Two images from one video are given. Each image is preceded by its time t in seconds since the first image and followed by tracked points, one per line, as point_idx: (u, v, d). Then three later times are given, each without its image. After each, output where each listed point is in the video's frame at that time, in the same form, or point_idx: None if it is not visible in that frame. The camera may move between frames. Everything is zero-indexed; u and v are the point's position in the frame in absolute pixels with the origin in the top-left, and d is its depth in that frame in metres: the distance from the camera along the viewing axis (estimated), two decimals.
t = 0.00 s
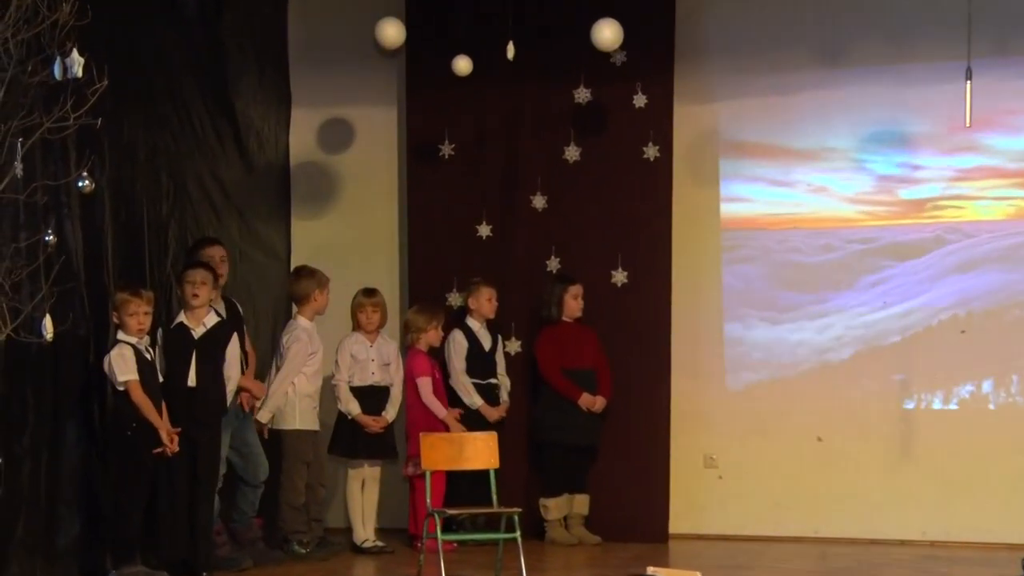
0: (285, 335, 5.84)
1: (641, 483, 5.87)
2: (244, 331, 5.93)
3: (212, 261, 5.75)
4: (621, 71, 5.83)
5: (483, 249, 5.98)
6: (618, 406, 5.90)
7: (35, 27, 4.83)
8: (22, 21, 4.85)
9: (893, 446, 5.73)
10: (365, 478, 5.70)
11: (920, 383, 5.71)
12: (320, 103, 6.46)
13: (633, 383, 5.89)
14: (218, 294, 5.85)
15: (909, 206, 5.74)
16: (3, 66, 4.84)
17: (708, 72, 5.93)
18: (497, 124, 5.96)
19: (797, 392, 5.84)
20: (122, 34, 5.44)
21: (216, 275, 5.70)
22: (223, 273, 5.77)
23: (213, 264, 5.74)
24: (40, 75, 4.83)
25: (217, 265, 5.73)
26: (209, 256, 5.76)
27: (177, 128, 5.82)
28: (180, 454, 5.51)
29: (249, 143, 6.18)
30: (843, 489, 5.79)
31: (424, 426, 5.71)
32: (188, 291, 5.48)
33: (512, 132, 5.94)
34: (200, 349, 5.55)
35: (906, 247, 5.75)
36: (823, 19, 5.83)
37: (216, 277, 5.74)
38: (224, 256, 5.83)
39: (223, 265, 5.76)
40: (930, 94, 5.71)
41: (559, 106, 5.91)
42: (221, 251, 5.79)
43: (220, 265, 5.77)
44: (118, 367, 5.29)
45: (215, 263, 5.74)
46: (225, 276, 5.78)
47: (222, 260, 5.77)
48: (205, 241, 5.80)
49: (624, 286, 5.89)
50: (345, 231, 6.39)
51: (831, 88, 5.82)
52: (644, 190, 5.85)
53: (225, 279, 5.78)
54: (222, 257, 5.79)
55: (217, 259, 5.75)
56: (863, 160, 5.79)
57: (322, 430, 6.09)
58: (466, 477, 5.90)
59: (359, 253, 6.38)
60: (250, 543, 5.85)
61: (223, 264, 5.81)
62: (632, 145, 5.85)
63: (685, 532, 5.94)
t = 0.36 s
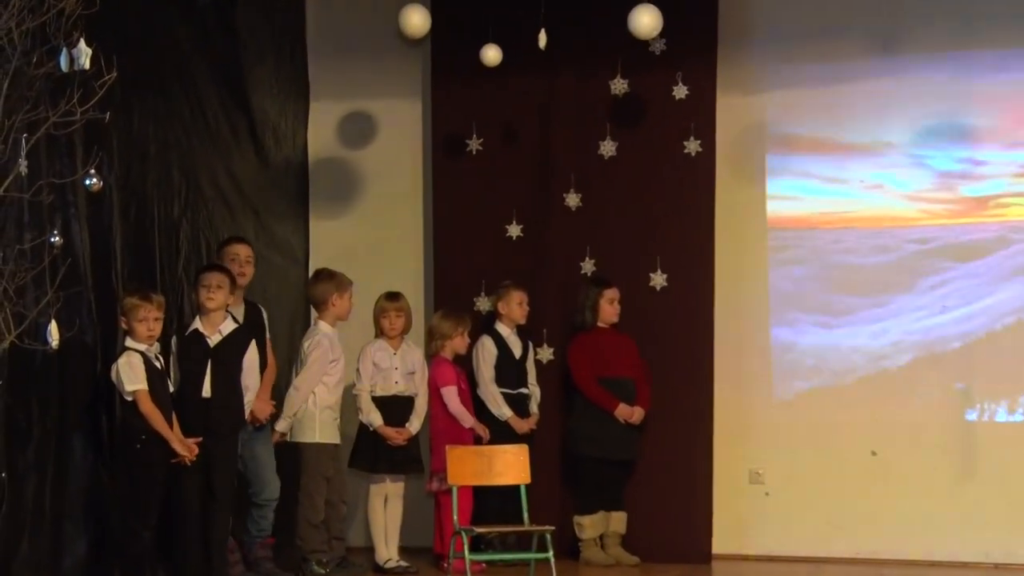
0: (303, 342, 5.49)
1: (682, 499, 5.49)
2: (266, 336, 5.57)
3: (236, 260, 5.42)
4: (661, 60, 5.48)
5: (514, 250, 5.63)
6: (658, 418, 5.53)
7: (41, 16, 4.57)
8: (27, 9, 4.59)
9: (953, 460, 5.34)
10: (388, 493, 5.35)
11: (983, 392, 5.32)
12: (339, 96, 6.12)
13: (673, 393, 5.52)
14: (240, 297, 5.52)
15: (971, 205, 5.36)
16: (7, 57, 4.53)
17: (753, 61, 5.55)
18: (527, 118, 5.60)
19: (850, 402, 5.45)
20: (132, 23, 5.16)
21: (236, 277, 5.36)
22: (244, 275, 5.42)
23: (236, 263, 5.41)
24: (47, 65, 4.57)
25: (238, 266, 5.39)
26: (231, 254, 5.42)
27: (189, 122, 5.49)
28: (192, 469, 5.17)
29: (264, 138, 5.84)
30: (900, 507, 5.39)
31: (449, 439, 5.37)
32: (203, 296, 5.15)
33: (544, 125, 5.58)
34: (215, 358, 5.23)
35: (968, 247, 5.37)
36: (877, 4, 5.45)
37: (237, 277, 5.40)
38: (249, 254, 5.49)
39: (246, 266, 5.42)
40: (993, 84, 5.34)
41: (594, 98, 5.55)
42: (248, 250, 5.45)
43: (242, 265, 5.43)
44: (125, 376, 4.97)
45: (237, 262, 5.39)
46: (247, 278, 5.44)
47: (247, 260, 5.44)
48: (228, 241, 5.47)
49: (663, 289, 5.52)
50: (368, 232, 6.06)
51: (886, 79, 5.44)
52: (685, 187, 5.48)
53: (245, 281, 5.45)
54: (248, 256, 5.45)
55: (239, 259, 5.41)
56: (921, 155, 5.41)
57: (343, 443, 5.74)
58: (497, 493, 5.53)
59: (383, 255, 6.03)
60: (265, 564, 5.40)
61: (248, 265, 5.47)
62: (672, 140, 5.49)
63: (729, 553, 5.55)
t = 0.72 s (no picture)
0: (325, 350, 5.17)
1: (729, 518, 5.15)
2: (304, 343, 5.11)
3: (268, 262, 5.03)
4: (705, 48, 5.14)
5: (548, 251, 5.28)
6: (703, 431, 5.18)
7: (45, 5, 4.46)
8: None
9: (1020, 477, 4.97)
10: (415, 511, 5.01)
11: None
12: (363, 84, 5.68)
13: (719, 404, 5.17)
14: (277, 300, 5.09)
15: None
16: (12, 48, 4.44)
17: (804, 49, 5.20)
18: (563, 110, 5.26)
19: (910, 415, 5.08)
20: (143, 17, 5.07)
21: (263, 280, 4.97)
22: (273, 279, 5.02)
23: (268, 266, 5.03)
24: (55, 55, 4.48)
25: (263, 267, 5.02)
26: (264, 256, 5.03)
27: (202, 116, 5.24)
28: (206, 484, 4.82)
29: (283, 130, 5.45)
30: (963, 527, 5.03)
31: (479, 453, 5.02)
32: (219, 304, 4.80)
33: (580, 118, 5.23)
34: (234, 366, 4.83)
35: None
36: None
37: (267, 280, 5.02)
38: (285, 258, 5.08)
39: (278, 270, 5.01)
40: None
41: (633, 89, 5.21)
42: (284, 252, 5.04)
43: (274, 269, 5.03)
44: (135, 385, 4.65)
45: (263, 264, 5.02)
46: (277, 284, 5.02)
47: (280, 264, 5.03)
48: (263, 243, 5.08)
49: (708, 293, 5.17)
50: (393, 235, 5.65)
51: (948, 67, 5.06)
52: (731, 183, 5.13)
53: (275, 285, 5.02)
54: (282, 259, 5.05)
55: (266, 260, 5.02)
56: (988, 149, 5.02)
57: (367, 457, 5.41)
58: (532, 510, 5.17)
59: (409, 259, 5.63)
60: None
61: (283, 269, 5.05)
62: (717, 133, 5.15)
63: None
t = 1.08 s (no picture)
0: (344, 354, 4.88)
1: (776, 535, 4.82)
2: (334, 352, 4.73)
3: (298, 263, 4.69)
4: (749, 33, 4.80)
5: (581, 250, 4.95)
6: (747, 441, 4.84)
7: None
8: None
9: None
10: (440, 527, 4.68)
11: None
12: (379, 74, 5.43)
13: (765, 413, 4.83)
14: (306, 304, 4.77)
15: None
16: (11, 33, 3.97)
17: (855, 33, 4.85)
18: (596, 99, 4.92)
19: (971, 425, 4.72)
20: None
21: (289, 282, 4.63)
22: (301, 281, 4.69)
23: (297, 267, 4.70)
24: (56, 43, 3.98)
25: (292, 268, 4.67)
26: (294, 257, 4.68)
27: (212, 104, 4.89)
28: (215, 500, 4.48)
29: (297, 122, 5.18)
30: None
31: (508, 466, 4.69)
32: (230, 310, 4.45)
33: (615, 107, 4.90)
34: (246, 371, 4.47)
35: None
36: None
37: (294, 282, 4.68)
38: (318, 260, 4.71)
39: (306, 272, 4.65)
40: None
41: (671, 75, 4.87)
42: (317, 254, 4.68)
43: (303, 271, 4.66)
44: (140, 391, 4.34)
45: (292, 265, 4.67)
46: (306, 287, 4.67)
47: (311, 266, 4.67)
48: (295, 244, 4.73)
49: (753, 294, 4.82)
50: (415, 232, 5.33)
51: (1013, 51, 4.69)
52: (778, 176, 4.79)
53: (304, 289, 4.67)
54: (315, 260, 4.69)
55: (295, 260, 4.67)
56: None
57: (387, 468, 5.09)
58: (564, 526, 4.83)
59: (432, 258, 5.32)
60: None
61: (315, 270, 4.69)
62: (763, 123, 4.80)
63: None
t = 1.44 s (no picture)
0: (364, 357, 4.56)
1: (829, 554, 4.47)
2: (353, 361, 4.41)
3: (324, 265, 4.39)
4: (798, 12, 4.45)
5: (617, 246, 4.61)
6: (797, 452, 4.50)
7: None
8: None
9: None
10: (467, 543, 4.35)
11: None
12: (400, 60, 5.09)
13: (816, 422, 4.48)
14: (327, 307, 4.46)
15: None
16: (7, 15, 3.67)
17: (913, 12, 4.50)
18: (632, 85, 4.59)
19: None
20: None
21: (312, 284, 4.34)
22: (325, 284, 4.39)
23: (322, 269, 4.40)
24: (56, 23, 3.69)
25: (317, 269, 4.38)
26: (320, 257, 4.39)
27: (222, 91, 4.59)
28: (225, 517, 4.15)
29: (313, 109, 4.86)
30: None
31: (540, 477, 4.35)
32: (239, 311, 4.14)
33: (653, 93, 4.56)
34: (257, 376, 4.15)
35: None
36: None
37: (317, 285, 4.39)
38: (347, 263, 4.41)
39: (333, 274, 4.37)
40: None
41: (714, 59, 4.53)
42: (345, 257, 4.39)
43: (330, 273, 4.38)
44: (148, 399, 4.02)
45: (320, 266, 4.37)
46: (330, 289, 4.39)
47: (337, 269, 4.38)
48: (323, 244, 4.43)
49: (803, 293, 4.47)
50: (438, 229, 5.02)
51: None
52: (830, 167, 4.45)
53: (326, 292, 4.39)
54: (342, 264, 4.40)
55: (321, 262, 4.37)
56: None
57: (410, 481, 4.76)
58: (600, 543, 4.50)
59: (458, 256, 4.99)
60: None
61: (342, 271, 4.40)
62: (813, 109, 4.46)
63: None
